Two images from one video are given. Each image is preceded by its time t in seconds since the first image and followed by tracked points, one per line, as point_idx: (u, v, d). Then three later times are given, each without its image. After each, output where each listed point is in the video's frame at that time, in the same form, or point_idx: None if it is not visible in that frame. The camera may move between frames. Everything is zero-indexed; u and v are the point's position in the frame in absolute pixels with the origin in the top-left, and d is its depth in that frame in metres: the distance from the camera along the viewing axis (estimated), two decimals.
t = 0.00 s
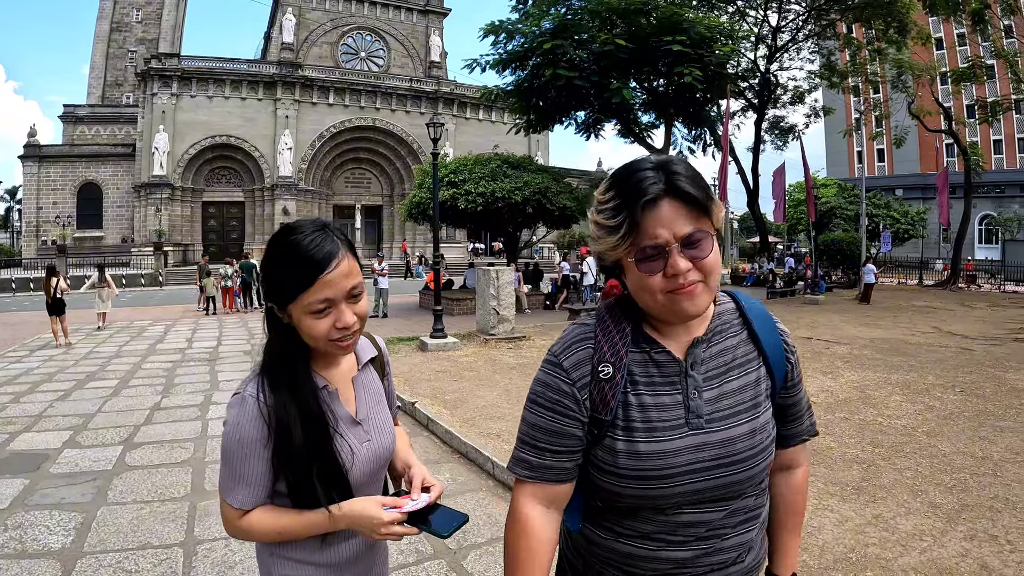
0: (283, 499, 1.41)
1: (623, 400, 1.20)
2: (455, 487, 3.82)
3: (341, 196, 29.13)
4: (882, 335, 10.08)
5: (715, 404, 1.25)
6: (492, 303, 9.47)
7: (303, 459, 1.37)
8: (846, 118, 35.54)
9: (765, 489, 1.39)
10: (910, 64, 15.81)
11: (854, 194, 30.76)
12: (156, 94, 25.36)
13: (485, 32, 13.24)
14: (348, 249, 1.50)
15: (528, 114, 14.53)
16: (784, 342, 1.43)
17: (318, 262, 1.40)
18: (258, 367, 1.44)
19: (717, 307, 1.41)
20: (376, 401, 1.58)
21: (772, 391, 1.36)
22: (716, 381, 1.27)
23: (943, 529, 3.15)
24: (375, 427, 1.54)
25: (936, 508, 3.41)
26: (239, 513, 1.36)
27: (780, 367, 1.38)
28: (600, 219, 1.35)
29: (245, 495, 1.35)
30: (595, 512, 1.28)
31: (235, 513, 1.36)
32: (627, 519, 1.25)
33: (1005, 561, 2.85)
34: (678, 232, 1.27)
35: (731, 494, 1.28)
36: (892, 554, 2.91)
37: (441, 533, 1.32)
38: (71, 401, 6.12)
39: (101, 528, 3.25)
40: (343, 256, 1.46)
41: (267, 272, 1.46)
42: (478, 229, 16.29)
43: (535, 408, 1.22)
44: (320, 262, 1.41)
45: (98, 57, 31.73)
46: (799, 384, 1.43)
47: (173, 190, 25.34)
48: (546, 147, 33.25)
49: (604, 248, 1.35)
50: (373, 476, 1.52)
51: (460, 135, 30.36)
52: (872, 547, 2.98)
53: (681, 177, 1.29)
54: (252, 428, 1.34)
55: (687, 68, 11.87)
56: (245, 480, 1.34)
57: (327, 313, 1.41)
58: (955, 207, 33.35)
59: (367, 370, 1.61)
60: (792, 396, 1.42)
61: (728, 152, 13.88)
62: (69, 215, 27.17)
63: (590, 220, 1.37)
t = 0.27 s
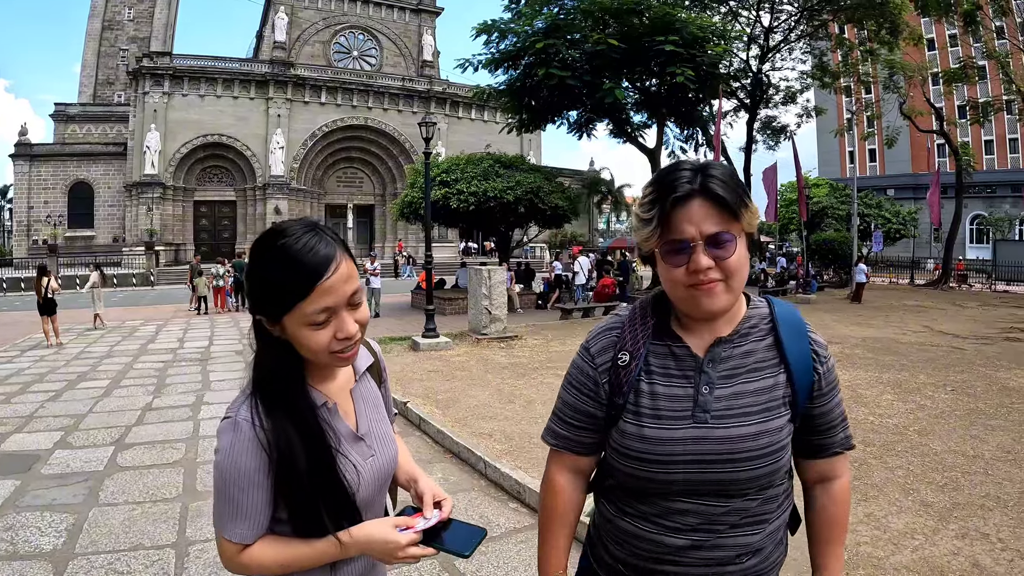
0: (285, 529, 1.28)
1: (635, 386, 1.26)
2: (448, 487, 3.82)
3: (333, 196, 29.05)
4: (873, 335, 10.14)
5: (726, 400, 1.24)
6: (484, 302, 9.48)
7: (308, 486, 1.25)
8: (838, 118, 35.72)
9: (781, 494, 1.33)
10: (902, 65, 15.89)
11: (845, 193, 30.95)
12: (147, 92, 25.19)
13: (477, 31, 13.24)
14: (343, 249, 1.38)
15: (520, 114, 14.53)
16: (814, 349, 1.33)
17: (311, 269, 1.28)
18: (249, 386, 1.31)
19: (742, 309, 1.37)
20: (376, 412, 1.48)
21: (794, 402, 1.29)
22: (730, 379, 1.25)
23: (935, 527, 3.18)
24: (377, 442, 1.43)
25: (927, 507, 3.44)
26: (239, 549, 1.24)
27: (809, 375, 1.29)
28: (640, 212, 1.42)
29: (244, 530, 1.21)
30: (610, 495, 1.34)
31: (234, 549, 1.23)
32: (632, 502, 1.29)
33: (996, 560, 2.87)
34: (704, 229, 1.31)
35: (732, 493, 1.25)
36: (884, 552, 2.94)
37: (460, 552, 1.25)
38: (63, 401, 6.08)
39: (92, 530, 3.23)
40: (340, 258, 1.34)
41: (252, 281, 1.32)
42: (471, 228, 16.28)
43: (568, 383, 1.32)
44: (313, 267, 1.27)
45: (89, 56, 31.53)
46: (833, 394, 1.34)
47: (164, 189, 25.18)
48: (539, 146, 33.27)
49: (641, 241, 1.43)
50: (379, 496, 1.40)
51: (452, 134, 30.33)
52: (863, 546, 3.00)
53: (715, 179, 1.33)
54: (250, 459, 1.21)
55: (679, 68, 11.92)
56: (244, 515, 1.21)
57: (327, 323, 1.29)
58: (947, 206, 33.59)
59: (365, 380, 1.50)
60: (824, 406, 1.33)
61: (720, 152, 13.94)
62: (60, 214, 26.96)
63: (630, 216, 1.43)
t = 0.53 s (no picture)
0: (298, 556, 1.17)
1: (627, 374, 1.37)
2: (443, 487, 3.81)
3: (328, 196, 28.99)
4: (868, 334, 10.18)
5: (711, 394, 1.27)
6: (479, 302, 9.48)
7: (328, 504, 1.16)
8: (833, 118, 35.86)
9: (771, 497, 1.30)
10: (897, 65, 15.94)
11: (840, 194, 31.05)
12: (142, 92, 25.09)
13: (473, 31, 13.23)
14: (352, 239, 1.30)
15: (516, 114, 14.54)
16: (811, 351, 1.28)
17: (322, 262, 1.19)
18: (253, 397, 1.20)
19: (743, 307, 1.38)
20: (374, 417, 1.42)
21: (782, 404, 1.27)
22: (715, 374, 1.29)
23: (929, 527, 3.19)
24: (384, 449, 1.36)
25: (923, 506, 3.45)
26: None
27: (800, 377, 1.26)
28: (650, 211, 1.43)
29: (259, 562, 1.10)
30: (607, 479, 1.45)
31: None
32: (619, 481, 1.39)
33: (991, 558, 2.88)
34: (712, 232, 1.34)
35: (717, 488, 1.26)
36: (879, 552, 2.95)
37: (489, 552, 1.24)
38: (57, 401, 6.05)
39: (86, 530, 3.21)
40: (351, 250, 1.26)
41: (255, 276, 1.22)
42: (466, 229, 16.28)
43: (583, 373, 1.48)
44: (323, 261, 1.19)
45: (84, 55, 31.39)
46: (838, 394, 1.28)
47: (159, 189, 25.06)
48: (535, 146, 33.29)
49: (649, 238, 1.45)
50: (388, 507, 1.34)
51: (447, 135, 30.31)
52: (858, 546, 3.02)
53: (726, 184, 1.37)
54: (264, 481, 1.10)
55: (674, 68, 11.94)
56: (261, 546, 1.09)
57: (339, 320, 1.22)
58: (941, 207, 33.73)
59: (360, 387, 1.45)
60: (821, 411, 1.27)
61: (715, 152, 13.96)
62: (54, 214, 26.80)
63: (641, 213, 1.46)
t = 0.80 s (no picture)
0: (304, 558, 1.16)
1: (607, 371, 1.41)
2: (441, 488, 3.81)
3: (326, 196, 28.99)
4: (865, 335, 10.20)
5: (688, 389, 1.28)
6: (476, 304, 9.48)
7: (335, 501, 1.15)
8: (830, 119, 35.95)
9: (747, 495, 1.29)
10: (894, 67, 15.97)
11: (838, 195, 31.11)
12: (140, 92, 25.05)
13: (470, 32, 13.24)
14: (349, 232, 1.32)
15: (513, 115, 14.56)
16: (789, 349, 1.27)
17: (324, 249, 1.21)
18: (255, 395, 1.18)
19: (724, 304, 1.40)
20: (374, 416, 1.42)
21: (757, 402, 1.26)
22: (692, 370, 1.30)
23: (926, 527, 3.20)
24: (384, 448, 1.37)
25: (920, 506, 3.46)
26: None
27: (776, 373, 1.25)
28: (635, 207, 1.46)
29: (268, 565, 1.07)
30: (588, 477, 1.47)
31: None
32: (602, 480, 1.42)
33: (989, 559, 2.89)
34: (696, 230, 1.37)
35: (695, 483, 1.27)
36: (876, 552, 2.95)
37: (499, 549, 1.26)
38: (54, 402, 6.03)
39: (83, 531, 3.20)
40: (350, 240, 1.27)
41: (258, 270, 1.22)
42: (464, 229, 16.28)
43: (567, 373, 1.52)
44: (326, 249, 1.21)
45: (81, 55, 31.34)
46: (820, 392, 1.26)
47: (156, 190, 25.01)
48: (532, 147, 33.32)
49: (634, 233, 1.47)
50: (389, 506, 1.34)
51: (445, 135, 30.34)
52: (857, 546, 3.02)
53: (711, 183, 1.40)
54: (272, 479, 1.08)
55: (672, 69, 11.96)
56: (269, 547, 1.07)
57: (340, 305, 1.22)
58: (938, 208, 33.80)
59: (359, 388, 1.46)
60: (798, 411, 1.25)
61: (712, 153, 13.97)
62: (52, 215, 26.73)
63: (627, 209, 1.48)
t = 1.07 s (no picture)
0: (297, 536, 1.19)
1: (554, 369, 1.43)
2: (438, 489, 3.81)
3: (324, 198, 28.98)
4: (864, 336, 10.22)
5: (629, 387, 1.30)
6: (474, 305, 9.48)
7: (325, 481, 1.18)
8: (828, 121, 36.04)
9: (695, 493, 1.30)
10: (892, 68, 16.01)
11: (835, 196, 31.18)
12: (138, 93, 25.04)
13: (468, 34, 13.24)
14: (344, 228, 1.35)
15: (511, 116, 14.58)
16: (733, 342, 1.28)
17: (315, 243, 1.25)
18: (254, 377, 1.23)
19: (671, 304, 1.42)
20: (374, 408, 1.44)
21: (704, 400, 1.27)
22: (636, 368, 1.31)
23: (925, 528, 3.21)
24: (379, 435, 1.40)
25: (918, 508, 3.47)
26: (247, 563, 1.12)
27: (721, 372, 1.25)
28: (588, 206, 1.46)
29: (256, 538, 1.10)
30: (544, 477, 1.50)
31: (244, 562, 1.12)
32: (554, 483, 1.44)
33: (987, 560, 2.90)
34: (649, 230, 1.37)
35: (641, 482, 1.28)
36: (875, 553, 2.96)
37: (483, 541, 1.27)
38: (52, 403, 6.02)
39: (80, 533, 3.20)
40: (342, 236, 1.31)
41: (259, 262, 1.27)
42: (462, 231, 16.28)
43: (518, 369, 1.57)
44: (320, 243, 1.24)
45: (79, 56, 31.31)
46: (769, 379, 1.26)
47: (155, 191, 24.98)
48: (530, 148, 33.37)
49: (587, 230, 1.46)
50: (383, 493, 1.36)
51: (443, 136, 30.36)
52: (855, 547, 3.02)
53: (663, 185, 1.41)
54: (263, 453, 1.12)
55: (670, 70, 11.97)
56: (259, 520, 1.10)
57: (331, 297, 1.25)
58: (936, 209, 33.88)
59: (360, 378, 1.47)
60: (748, 404, 1.26)
61: (710, 154, 14.00)
62: (49, 215, 26.68)
63: (581, 208, 1.48)
